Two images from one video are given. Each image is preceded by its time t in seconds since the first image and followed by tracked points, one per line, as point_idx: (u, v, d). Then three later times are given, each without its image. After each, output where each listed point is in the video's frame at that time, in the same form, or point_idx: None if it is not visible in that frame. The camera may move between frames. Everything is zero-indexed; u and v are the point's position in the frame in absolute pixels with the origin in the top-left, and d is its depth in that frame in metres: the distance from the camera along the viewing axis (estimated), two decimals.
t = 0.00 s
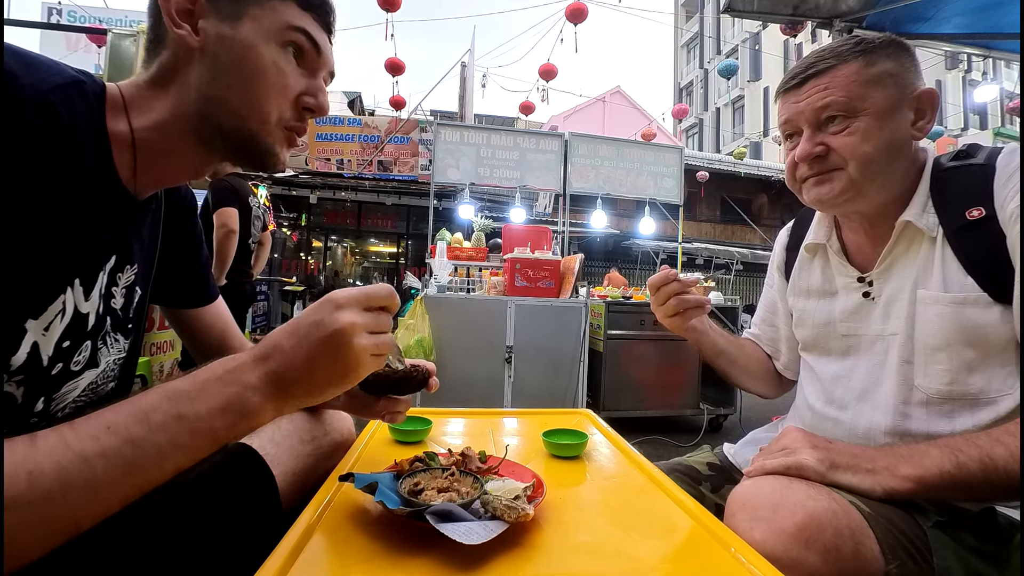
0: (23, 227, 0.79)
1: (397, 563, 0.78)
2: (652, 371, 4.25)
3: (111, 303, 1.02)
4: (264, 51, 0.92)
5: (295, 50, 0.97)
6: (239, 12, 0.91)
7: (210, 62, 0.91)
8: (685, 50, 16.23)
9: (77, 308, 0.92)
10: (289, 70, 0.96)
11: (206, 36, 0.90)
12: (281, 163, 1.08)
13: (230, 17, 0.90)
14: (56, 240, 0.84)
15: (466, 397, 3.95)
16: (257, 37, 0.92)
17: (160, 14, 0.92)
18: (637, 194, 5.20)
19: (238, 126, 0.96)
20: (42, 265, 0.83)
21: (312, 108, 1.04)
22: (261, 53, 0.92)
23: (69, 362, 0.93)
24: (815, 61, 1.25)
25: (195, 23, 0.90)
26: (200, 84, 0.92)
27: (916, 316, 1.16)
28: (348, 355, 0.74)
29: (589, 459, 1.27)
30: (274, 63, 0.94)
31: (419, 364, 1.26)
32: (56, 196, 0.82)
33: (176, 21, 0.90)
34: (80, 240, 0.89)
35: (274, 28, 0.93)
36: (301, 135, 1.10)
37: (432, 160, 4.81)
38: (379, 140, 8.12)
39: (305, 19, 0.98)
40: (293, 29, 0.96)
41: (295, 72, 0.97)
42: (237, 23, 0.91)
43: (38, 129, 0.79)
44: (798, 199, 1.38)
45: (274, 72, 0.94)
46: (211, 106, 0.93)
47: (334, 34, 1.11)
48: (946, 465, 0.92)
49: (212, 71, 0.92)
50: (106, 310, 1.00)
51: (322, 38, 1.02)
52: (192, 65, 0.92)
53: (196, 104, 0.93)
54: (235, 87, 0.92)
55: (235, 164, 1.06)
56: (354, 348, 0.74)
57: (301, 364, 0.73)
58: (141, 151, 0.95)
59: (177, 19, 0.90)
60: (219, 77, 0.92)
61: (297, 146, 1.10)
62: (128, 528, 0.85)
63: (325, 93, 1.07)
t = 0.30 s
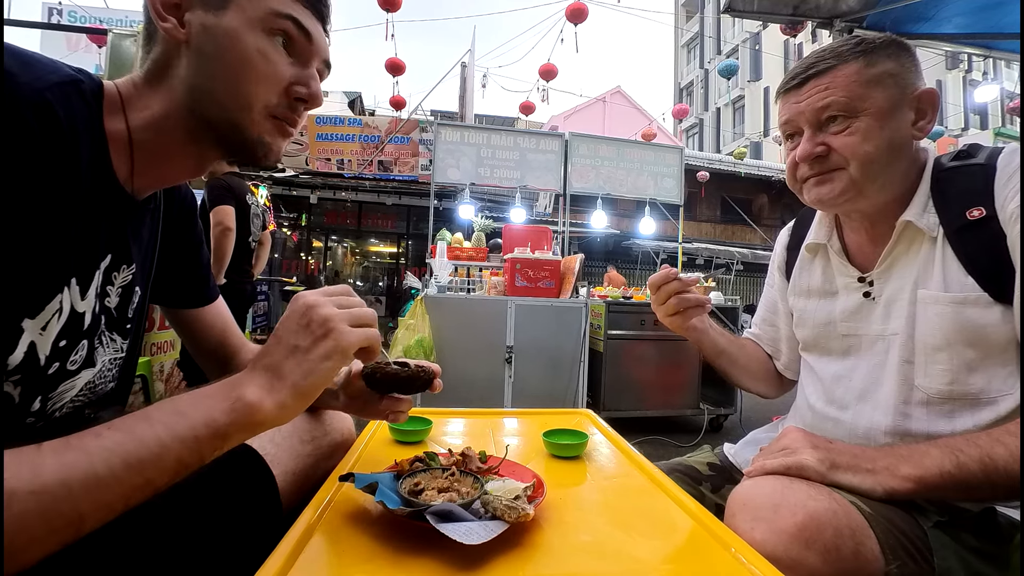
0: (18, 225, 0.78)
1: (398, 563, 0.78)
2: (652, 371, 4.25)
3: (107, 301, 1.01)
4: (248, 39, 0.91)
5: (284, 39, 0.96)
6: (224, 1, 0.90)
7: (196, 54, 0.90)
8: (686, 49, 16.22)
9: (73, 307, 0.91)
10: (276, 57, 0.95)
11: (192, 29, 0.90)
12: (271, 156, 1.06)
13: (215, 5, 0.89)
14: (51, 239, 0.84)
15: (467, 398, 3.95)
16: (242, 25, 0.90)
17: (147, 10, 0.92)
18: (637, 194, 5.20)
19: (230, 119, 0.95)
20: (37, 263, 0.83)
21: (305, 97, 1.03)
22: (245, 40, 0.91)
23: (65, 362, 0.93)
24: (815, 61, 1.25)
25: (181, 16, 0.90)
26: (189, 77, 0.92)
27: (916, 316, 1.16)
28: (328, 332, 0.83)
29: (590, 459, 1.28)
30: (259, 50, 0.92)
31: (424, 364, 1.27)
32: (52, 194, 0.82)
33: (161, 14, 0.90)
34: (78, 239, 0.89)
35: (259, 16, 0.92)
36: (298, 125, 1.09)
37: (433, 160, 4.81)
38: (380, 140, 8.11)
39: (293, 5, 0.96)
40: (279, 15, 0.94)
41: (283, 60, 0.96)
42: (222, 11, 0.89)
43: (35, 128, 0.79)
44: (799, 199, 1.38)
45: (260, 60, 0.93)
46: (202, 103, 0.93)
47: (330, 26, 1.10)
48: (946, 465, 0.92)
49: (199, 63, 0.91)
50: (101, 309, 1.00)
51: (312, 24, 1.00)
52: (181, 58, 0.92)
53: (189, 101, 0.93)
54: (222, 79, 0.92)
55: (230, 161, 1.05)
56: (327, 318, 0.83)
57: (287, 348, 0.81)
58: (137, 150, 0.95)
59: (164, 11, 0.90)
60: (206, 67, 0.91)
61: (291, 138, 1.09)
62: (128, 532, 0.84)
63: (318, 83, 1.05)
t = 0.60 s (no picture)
0: (15, 224, 0.78)
1: (398, 563, 0.78)
2: (652, 371, 4.25)
3: (105, 301, 1.01)
4: (261, 68, 0.92)
5: (298, 76, 0.97)
6: (247, 26, 0.91)
7: (206, 69, 0.92)
8: (686, 49, 16.21)
9: (71, 307, 0.91)
10: (285, 91, 0.96)
11: (210, 44, 0.91)
12: (258, 179, 1.06)
13: (238, 29, 0.91)
14: (47, 237, 0.84)
15: (467, 398, 3.94)
16: (258, 53, 0.92)
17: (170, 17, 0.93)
18: (637, 194, 5.20)
19: (222, 133, 0.96)
20: (34, 262, 0.83)
21: (303, 132, 1.04)
22: (258, 69, 0.92)
23: (64, 361, 0.93)
24: (814, 62, 1.25)
25: (201, 29, 0.91)
26: (195, 89, 0.93)
27: (917, 316, 1.16)
28: (326, 334, 0.84)
29: (590, 459, 1.27)
30: (270, 80, 0.94)
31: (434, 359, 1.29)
32: (48, 192, 0.82)
33: (182, 25, 0.91)
34: (74, 239, 0.89)
35: (278, 49, 0.93)
36: (292, 153, 1.10)
37: (433, 160, 4.81)
38: (380, 140, 8.11)
39: (315, 47, 0.98)
40: (299, 56, 0.95)
41: (292, 93, 0.97)
42: (242, 37, 0.91)
43: (31, 126, 0.79)
44: (799, 201, 1.38)
45: (269, 89, 0.94)
46: (199, 110, 0.94)
47: (348, 61, 1.12)
48: (947, 465, 0.92)
49: (206, 77, 0.92)
50: (100, 309, 1.00)
51: (329, 64, 1.02)
52: (191, 68, 0.94)
53: (188, 105, 0.94)
54: (226, 98, 0.93)
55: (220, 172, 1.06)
56: (324, 320, 0.85)
57: (285, 350, 0.82)
58: (134, 151, 0.95)
59: (184, 23, 0.91)
60: (214, 85, 0.92)
61: (281, 163, 1.10)
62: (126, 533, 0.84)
63: (320, 117, 1.06)
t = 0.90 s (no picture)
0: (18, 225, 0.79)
1: (398, 563, 0.78)
2: (652, 371, 4.25)
3: (106, 302, 1.01)
4: (264, 80, 0.92)
5: (301, 90, 0.97)
6: (253, 37, 0.91)
7: (211, 77, 0.92)
8: (687, 50, 16.20)
9: (73, 308, 0.92)
10: (287, 104, 0.96)
11: (216, 52, 0.91)
12: (255, 185, 1.07)
13: (245, 39, 0.91)
14: (50, 239, 0.84)
15: (468, 398, 3.94)
16: (262, 66, 0.92)
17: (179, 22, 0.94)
18: (637, 194, 5.20)
19: (221, 142, 0.97)
20: (36, 265, 0.83)
21: (300, 145, 1.03)
22: (260, 81, 0.92)
23: (66, 362, 0.93)
24: (813, 63, 1.25)
25: (208, 36, 0.91)
26: (198, 96, 0.93)
27: (917, 316, 1.16)
28: (336, 350, 0.79)
29: (590, 459, 1.27)
30: (271, 93, 0.94)
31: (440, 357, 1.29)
32: (52, 193, 0.82)
33: (188, 30, 0.91)
34: (76, 240, 0.89)
35: (284, 63, 0.93)
36: (290, 165, 1.10)
37: (434, 160, 4.81)
38: (380, 140, 8.11)
39: (319, 62, 0.97)
40: (304, 72, 0.95)
41: (294, 106, 0.97)
42: (248, 48, 0.91)
43: (34, 127, 0.79)
44: (801, 203, 1.38)
45: (271, 102, 0.94)
46: (201, 114, 0.94)
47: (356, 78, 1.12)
48: (947, 465, 0.92)
49: (209, 85, 0.92)
50: (101, 309, 1.00)
51: (333, 79, 1.01)
52: (196, 74, 0.94)
53: (191, 109, 0.95)
54: (228, 107, 0.93)
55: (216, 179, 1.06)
56: (337, 337, 0.80)
57: (292, 357, 0.78)
58: (135, 154, 0.95)
59: (192, 29, 0.91)
60: (216, 92, 0.92)
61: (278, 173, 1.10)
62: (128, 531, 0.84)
63: (320, 131, 1.06)
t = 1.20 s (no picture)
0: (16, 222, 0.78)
1: (399, 563, 0.78)
2: (653, 371, 4.25)
3: (103, 301, 1.01)
4: (265, 79, 0.92)
5: (303, 86, 0.97)
6: (252, 35, 0.91)
7: (211, 78, 0.92)
8: (687, 50, 16.19)
9: (71, 306, 0.92)
10: (290, 102, 0.96)
11: (215, 52, 0.91)
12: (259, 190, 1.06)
13: (243, 38, 0.91)
14: (47, 237, 0.84)
15: (469, 398, 3.94)
16: (263, 64, 0.92)
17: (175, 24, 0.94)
18: (637, 194, 5.20)
19: (223, 142, 0.97)
20: (34, 264, 0.83)
21: (304, 143, 1.03)
22: (262, 80, 0.92)
23: (64, 360, 0.94)
24: (813, 63, 1.25)
25: (206, 37, 0.91)
26: (198, 97, 0.93)
27: (918, 316, 1.16)
28: (308, 249, 0.81)
29: (591, 459, 1.27)
30: (273, 91, 0.94)
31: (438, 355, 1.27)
32: (50, 189, 0.82)
33: (187, 32, 0.92)
34: (74, 239, 0.89)
35: (283, 60, 0.93)
36: (294, 163, 1.10)
37: (434, 161, 4.81)
38: (381, 140, 8.11)
39: (319, 56, 0.97)
40: (305, 67, 0.95)
41: (296, 103, 0.97)
42: (248, 47, 0.91)
43: (30, 125, 0.79)
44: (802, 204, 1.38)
45: (273, 100, 0.94)
46: (203, 115, 0.94)
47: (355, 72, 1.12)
48: (947, 465, 0.92)
49: (209, 86, 0.92)
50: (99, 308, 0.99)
51: (334, 74, 1.01)
52: (196, 75, 0.94)
53: (192, 110, 0.94)
54: (229, 107, 0.93)
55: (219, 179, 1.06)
56: (306, 237, 0.82)
57: (283, 278, 0.81)
58: (133, 154, 0.95)
59: (190, 30, 0.91)
60: (217, 93, 0.92)
61: (283, 173, 1.10)
62: (126, 529, 0.85)
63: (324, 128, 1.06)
